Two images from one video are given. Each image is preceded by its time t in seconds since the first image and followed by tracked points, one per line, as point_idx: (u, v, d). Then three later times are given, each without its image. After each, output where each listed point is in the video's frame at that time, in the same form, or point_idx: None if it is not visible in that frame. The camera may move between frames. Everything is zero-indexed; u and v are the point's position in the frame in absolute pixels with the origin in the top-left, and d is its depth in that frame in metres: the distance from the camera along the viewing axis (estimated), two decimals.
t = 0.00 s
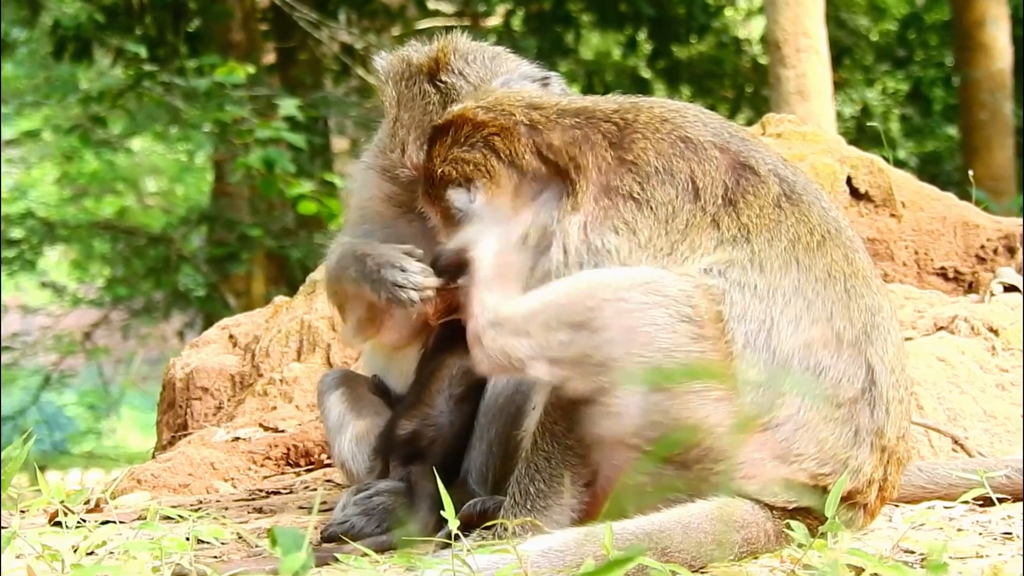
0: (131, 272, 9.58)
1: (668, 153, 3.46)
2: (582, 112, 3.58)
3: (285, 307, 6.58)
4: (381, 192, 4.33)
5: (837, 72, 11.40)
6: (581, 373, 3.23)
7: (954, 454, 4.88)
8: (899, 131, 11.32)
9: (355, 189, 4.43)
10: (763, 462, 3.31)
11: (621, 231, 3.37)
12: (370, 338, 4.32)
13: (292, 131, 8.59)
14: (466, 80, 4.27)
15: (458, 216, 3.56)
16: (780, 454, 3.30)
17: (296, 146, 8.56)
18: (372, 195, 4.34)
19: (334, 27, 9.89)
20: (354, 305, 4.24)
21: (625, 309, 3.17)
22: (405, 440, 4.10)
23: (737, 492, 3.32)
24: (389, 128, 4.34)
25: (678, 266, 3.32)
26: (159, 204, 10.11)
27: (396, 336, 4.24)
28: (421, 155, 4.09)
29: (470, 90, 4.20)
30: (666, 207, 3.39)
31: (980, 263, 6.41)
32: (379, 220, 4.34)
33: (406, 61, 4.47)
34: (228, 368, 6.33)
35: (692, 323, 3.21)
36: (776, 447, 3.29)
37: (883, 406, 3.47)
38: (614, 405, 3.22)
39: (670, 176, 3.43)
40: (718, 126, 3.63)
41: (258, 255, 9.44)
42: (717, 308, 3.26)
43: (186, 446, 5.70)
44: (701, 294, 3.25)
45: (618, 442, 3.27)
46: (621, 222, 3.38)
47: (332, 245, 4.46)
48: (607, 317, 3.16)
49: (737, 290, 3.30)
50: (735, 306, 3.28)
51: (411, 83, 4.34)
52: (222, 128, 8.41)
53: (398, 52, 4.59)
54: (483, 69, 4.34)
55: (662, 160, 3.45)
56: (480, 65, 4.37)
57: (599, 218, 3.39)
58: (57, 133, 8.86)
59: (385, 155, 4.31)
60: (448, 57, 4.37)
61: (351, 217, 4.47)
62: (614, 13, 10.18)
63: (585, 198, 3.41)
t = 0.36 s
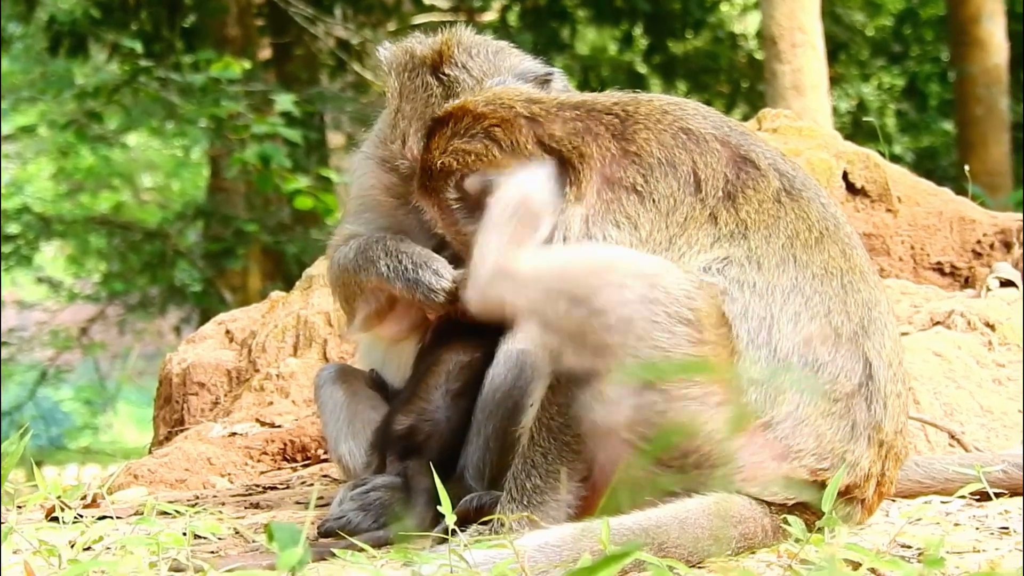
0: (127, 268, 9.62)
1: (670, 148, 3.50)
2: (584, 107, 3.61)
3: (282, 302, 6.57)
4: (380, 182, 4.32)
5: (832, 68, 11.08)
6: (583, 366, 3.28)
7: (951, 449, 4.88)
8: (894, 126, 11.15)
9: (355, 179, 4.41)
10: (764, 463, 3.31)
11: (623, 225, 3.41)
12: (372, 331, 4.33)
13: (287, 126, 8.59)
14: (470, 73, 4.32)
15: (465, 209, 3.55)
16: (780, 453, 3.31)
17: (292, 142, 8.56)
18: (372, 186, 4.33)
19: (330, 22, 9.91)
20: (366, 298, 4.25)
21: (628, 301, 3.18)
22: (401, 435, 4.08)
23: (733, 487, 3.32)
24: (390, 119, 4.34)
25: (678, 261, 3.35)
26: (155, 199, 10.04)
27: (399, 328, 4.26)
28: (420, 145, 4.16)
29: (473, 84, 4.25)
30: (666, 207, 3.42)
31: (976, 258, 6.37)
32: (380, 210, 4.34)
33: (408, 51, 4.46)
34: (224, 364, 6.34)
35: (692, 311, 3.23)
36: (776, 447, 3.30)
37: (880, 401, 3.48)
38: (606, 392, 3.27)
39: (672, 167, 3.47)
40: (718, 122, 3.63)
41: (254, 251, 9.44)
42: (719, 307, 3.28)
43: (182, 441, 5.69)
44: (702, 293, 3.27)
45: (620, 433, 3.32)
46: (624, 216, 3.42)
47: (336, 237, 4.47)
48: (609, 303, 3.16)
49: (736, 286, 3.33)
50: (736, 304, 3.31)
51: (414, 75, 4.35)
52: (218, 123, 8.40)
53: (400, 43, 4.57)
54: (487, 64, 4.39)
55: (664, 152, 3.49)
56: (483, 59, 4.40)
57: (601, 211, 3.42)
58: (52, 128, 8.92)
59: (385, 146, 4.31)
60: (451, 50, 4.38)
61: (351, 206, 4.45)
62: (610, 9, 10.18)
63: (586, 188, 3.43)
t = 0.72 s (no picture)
0: (126, 263, 9.63)
1: (681, 152, 3.51)
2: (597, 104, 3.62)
3: (280, 297, 6.57)
4: (377, 173, 4.30)
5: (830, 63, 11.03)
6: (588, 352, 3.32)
7: (950, 444, 4.89)
8: (894, 120, 11.11)
9: (353, 174, 4.39)
10: (765, 451, 3.32)
11: (630, 226, 3.44)
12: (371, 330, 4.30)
13: (287, 121, 8.58)
14: (470, 64, 4.29)
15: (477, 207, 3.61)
16: (783, 443, 3.31)
17: (291, 137, 8.55)
18: (369, 178, 4.30)
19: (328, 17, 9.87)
20: (362, 305, 4.22)
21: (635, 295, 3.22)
22: (400, 430, 4.07)
23: (733, 483, 3.33)
24: (387, 108, 4.32)
25: (685, 259, 3.38)
26: (154, 193, 10.08)
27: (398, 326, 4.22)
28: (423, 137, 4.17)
29: (472, 74, 4.23)
30: (675, 205, 3.46)
31: (975, 252, 6.39)
32: (376, 204, 4.30)
33: (409, 41, 4.44)
34: (223, 359, 6.33)
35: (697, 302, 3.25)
36: (780, 436, 3.30)
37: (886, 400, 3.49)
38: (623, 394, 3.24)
39: (682, 172, 3.49)
40: (731, 119, 3.65)
41: (253, 246, 9.44)
42: (727, 296, 3.30)
43: (181, 436, 5.69)
44: (710, 282, 3.30)
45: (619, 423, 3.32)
46: (631, 218, 3.45)
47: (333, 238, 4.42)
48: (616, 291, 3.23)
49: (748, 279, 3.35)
50: (743, 295, 3.32)
51: (413, 64, 4.33)
52: (217, 118, 8.40)
53: (401, 33, 4.54)
54: (487, 54, 4.36)
55: (675, 155, 3.50)
56: (483, 50, 4.38)
57: (609, 211, 3.46)
58: (51, 123, 8.88)
59: (383, 136, 4.29)
60: (451, 41, 4.36)
61: (348, 202, 4.43)
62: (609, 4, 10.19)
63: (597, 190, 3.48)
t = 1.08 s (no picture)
0: (126, 260, 9.63)
1: (686, 143, 3.55)
2: (603, 100, 3.60)
3: (279, 294, 6.57)
4: (377, 170, 4.28)
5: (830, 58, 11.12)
6: (591, 337, 3.30)
7: (949, 439, 4.89)
8: (892, 116, 10.84)
9: (352, 169, 4.39)
10: (762, 459, 3.35)
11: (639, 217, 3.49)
12: (369, 327, 4.38)
13: (286, 117, 8.59)
14: (470, 61, 4.13)
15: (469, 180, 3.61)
16: (779, 452, 3.34)
17: (290, 133, 8.55)
18: (369, 175, 4.30)
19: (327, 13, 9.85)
20: (361, 304, 4.29)
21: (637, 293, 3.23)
22: (400, 426, 4.04)
23: (732, 480, 3.36)
24: (387, 105, 4.22)
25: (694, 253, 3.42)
26: (153, 189, 10.09)
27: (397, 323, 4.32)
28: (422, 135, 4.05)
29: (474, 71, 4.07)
30: (680, 200, 3.49)
31: (975, 248, 6.39)
32: (375, 202, 4.34)
33: (409, 38, 4.30)
34: (223, 355, 6.33)
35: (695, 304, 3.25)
36: (775, 444, 3.34)
37: (888, 408, 3.53)
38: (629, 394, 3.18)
39: (688, 163, 3.52)
40: (735, 116, 3.67)
41: (252, 243, 9.42)
42: (730, 310, 3.32)
43: (181, 433, 5.69)
44: (715, 286, 3.30)
45: (617, 412, 3.35)
46: (639, 208, 3.50)
47: (333, 234, 4.47)
48: (620, 279, 3.22)
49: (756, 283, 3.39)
50: (749, 306, 3.36)
51: (412, 62, 4.18)
52: (216, 114, 8.38)
53: (400, 30, 4.42)
54: (488, 52, 4.23)
55: (679, 147, 3.54)
56: (484, 48, 4.25)
57: (617, 203, 3.51)
58: (50, 120, 8.86)
59: (383, 132, 4.22)
60: (451, 38, 4.21)
61: (348, 198, 4.45)
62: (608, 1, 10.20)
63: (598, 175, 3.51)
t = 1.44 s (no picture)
0: (127, 256, 9.59)
1: (686, 136, 3.55)
2: (606, 91, 3.65)
3: (281, 290, 6.57)
4: (378, 164, 4.27)
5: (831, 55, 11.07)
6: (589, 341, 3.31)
7: (950, 437, 4.87)
8: (893, 113, 10.83)
9: (353, 162, 4.38)
10: (774, 447, 3.35)
11: (635, 208, 3.48)
12: (370, 313, 4.27)
13: (287, 114, 8.61)
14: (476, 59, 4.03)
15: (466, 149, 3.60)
16: (790, 441, 3.34)
17: (291, 129, 8.56)
18: (370, 168, 4.29)
19: (329, 9, 9.85)
20: (364, 280, 4.17)
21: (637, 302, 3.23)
22: (400, 423, 4.06)
23: (735, 476, 3.35)
24: (391, 100, 4.19)
25: (692, 249, 3.42)
26: (155, 186, 10.06)
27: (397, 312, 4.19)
28: (426, 132, 4.03)
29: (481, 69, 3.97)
30: (679, 193, 3.48)
31: (976, 245, 6.37)
32: (377, 193, 4.31)
33: (412, 33, 4.23)
34: (224, 352, 6.34)
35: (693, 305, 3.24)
36: (786, 433, 3.34)
37: (892, 397, 3.53)
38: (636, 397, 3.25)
39: (685, 155, 3.52)
40: (741, 111, 3.69)
41: (253, 239, 9.42)
42: (733, 296, 3.33)
43: (182, 429, 5.69)
44: (716, 280, 3.32)
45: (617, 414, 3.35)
46: (634, 201, 3.49)
47: (334, 221, 4.45)
48: (623, 318, 3.22)
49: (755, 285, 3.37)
50: (750, 293, 3.36)
51: (417, 57, 4.13)
52: (218, 110, 8.40)
53: (403, 25, 4.37)
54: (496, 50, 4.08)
55: (678, 138, 3.54)
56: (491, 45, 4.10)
57: (615, 196, 3.51)
58: (51, 116, 8.86)
59: (385, 128, 4.20)
60: (455, 34, 4.10)
61: (348, 188, 4.43)
62: None
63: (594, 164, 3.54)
